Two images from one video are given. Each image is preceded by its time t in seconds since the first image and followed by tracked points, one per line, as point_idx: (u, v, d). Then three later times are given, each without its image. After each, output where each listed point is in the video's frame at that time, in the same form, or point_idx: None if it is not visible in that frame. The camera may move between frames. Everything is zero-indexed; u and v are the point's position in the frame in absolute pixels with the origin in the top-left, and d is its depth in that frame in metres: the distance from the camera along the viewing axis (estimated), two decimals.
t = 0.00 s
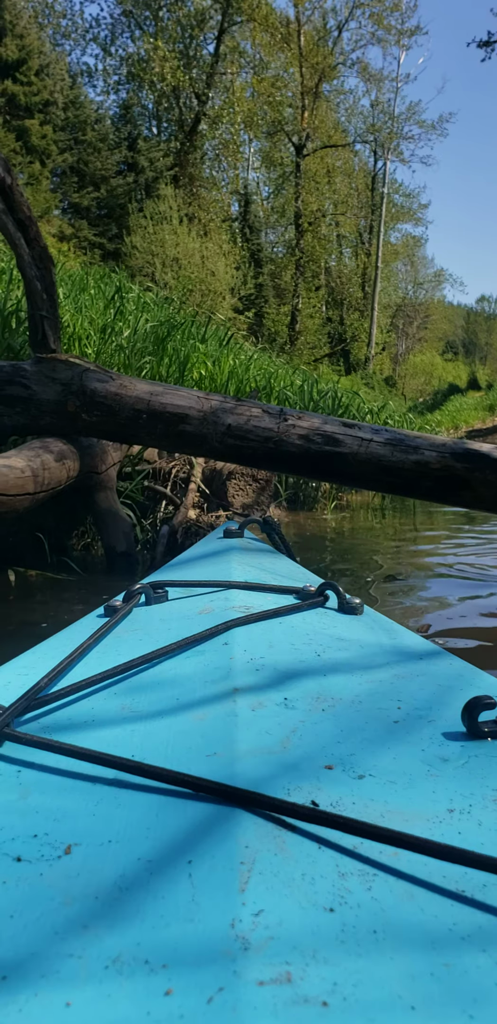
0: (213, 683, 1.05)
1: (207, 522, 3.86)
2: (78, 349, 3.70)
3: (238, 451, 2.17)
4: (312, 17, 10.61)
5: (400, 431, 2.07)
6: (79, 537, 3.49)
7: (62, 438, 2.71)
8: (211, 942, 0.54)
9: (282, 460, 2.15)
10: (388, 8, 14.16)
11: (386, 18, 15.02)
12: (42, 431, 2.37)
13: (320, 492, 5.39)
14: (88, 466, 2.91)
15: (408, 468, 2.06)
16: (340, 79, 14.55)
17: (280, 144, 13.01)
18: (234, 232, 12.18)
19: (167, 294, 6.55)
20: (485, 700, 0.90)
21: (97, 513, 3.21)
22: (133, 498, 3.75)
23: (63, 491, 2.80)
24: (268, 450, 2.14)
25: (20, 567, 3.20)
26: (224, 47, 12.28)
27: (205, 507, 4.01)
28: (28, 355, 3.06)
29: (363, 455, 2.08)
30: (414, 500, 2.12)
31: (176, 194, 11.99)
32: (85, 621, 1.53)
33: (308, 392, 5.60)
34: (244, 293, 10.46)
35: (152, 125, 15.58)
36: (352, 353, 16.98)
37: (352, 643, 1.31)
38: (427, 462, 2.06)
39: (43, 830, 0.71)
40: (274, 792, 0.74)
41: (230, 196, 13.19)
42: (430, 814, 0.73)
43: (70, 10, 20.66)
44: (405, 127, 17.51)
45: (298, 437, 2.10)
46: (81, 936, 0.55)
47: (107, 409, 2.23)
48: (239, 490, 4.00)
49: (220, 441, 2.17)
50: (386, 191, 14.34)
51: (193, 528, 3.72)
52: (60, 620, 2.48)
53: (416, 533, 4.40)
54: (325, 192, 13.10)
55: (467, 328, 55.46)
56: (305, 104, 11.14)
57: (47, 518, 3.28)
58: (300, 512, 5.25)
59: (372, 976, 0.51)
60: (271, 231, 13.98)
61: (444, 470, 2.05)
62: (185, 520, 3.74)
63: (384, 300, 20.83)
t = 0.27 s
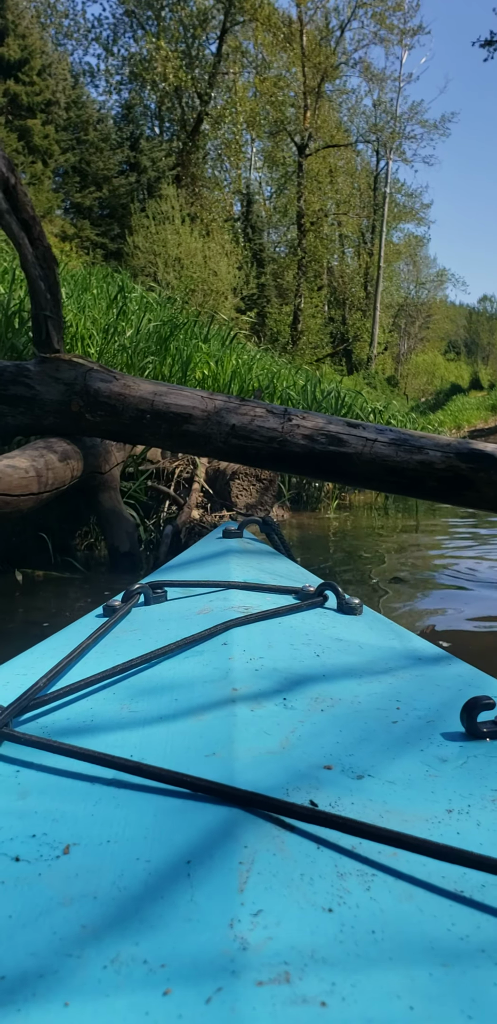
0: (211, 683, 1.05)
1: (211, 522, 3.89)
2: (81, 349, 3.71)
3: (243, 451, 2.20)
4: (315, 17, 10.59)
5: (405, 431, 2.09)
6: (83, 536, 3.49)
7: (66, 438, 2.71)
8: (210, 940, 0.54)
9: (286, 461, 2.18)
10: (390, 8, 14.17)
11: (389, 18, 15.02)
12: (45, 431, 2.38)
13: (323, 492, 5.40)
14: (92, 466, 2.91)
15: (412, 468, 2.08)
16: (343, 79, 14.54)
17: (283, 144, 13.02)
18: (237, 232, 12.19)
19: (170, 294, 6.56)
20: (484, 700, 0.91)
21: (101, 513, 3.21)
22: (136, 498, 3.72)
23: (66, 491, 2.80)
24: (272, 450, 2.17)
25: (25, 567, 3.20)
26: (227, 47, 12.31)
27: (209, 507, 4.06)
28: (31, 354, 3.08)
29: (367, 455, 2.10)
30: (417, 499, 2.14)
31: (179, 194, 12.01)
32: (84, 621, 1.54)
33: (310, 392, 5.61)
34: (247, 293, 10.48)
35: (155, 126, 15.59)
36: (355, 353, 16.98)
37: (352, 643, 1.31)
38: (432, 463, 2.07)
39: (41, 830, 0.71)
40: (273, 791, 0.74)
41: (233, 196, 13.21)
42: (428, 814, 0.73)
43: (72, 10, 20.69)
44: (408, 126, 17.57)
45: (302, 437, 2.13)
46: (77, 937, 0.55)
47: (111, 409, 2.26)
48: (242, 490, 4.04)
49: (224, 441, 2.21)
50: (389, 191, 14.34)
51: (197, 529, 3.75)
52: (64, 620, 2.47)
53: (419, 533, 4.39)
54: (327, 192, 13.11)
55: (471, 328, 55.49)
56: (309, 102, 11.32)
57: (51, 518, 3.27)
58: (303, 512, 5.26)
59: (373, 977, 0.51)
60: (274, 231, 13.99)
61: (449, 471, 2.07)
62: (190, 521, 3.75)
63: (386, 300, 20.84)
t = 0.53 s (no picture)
0: (209, 683, 1.05)
1: (214, 522, 3.96)
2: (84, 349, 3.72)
3: (247, 451, 2.21)
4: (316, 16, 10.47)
5: (410, 431, 2.10)
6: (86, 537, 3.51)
7: (70, 439, 2.72)
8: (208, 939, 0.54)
9: (289, 461, 2.18)
10: (392, 8, 14.14)
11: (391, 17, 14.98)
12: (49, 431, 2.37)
13: (325, 492, 5.43)
14: (96, 466, 2.92)
15: (417, 469, 2.09)
16: (345, 79, 14.51)
17: (284, 144, 13.00)
18: (239, 232, 12.19)
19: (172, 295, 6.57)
20: (481, 701, 0.91)
21: (104, 514, 3.20)
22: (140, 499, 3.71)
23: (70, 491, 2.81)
24: (276, 451, 2.17)
25: (28, 568, 3.23)
26: (229, 47, 12.29)
27: (212, 508, 4.09)
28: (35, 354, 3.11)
29: (372, 455, 2.11)
30: (420, 500, 2.14)
31: (180, 195, 12.01)
32: (82, 620, 1.53)
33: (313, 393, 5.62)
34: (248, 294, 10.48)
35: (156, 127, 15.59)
36: (356, 353, 16.97)
37: (350, 642, 1.32)
38: (437, 463, 2.08)
39: (38, 829, 0.71)
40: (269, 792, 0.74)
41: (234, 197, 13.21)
42: (425, 814, 0.73)
43: (74, 10, 20.71)
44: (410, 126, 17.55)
45: (306, 437, 2.13)
46: (75, 936, 0.55)
47: (114, 409, 2.26)
48: (246, 490, 4.09)
49: (228, 441, 2.21)
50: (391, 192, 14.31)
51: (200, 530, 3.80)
52: (67, 621, 2.48)
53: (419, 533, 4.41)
54: (330, 192, 13.09)
55: (473, 328, 55.57)
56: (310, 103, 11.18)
57: (54, 519, 3.28)
58: (306, 512, 5.30)
59: (375, 980, 0.51)
60: (275, 231, 13.80)
61: (454, 471, 2.07)
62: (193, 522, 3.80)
63: (389, 301, 20.84)
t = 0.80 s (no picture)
0: (207, 683, 1.05)
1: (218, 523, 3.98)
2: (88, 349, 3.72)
3: (251, 451, 2.21)
4: (319, 18, 10.48)
5: (415, 432, 2.11)
6: (90, 538, 3.51)
7: (74, 440, 2.73)
8: (208, 940, 0.54)
9: (295, 461, 2.19)
10: (394, 8, 14.14)
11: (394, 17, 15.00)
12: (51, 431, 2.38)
13: (330, 492, 5.43)
14: (101, 466, 2.93)
15: (423, 468, 2.11)
16: (347, 79, 14.53)
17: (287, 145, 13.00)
18: (241, 232, 12.19)
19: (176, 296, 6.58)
20: (479, 701, 0.90)
21: (109, 514, 3.21)
22: (144, 498, 3.72)
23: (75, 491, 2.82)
24: (281, 451, 2.18)
25: (32, 566, 3.21)
26: (231, 47, 12.31)
27: (217, 507, 4.11)
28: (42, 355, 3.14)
29: (378, 455, 2.12)
30: (424, 499, 2.16)
31: (183, 195, 12.01)
32: (80, 621, 1.53)
33: (317, 392, 5.64)
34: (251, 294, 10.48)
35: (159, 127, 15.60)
36: (358, 353, 17.00)
37: (349, 642, 1.32)
38: (443, 462, 2.10)
39: (36, 830, 0.71)
40: (268, 791, 0.74)
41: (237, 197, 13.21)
42: (424, 814, 0.73)
43: (76, 10, 20.74)
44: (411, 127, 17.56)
45: (312, 437, 2.14)
46: (75, 936, 0.55)
47: (119, 409, 2.25)
48: (250, 490, 4.00)
49: (233, 441, 2.21)
50: (394, 191, 14.33)
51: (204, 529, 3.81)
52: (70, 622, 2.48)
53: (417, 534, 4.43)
54: (332, 192, 13.09)
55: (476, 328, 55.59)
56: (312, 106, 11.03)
57: (58, 519, 3.28)
58: (310, 512, 5.31)
59: (375, 981, 0.50)
60: (278, 231, 13.75)
61: (460, 471, 2.08)
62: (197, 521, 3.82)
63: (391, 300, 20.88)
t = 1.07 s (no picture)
0: (206, 683, 1.05)
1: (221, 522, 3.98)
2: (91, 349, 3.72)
3: (256, 451, 2.21)
4: (321, 18, 10.72)
5: (421, 431, 2.11)
6: (95, 537, 3.51)
7: (79, 440, 2.73)
8: (207, 940, 0.54)
9: (300, 461, 2.19)
10: (396, 8, 14.23)
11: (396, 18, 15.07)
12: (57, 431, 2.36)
13: (333, 492, 5.45)
14: (105, 466, 2.94)
15: (429, 469, 2.11)
16: (349, 79, 14.60)
17: (289, 145, 13.07)
18: (243, 232, 12.24)
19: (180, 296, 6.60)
20: (478, 701, 0.90)
21: (113, 515, 3.20)
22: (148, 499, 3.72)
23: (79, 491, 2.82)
24: (286, 451, 2.18)
25: (36, 566, 3.22)
26: (233, 47, 12.39)
27: (221, 508, 4.17)
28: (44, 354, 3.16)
29: (383, 455, 2.12)
30: (429, 499, 2.16)
31: (185, 195, 12.06)
32: (80, 621, 1.53)
33: (320, 392, 5.66)
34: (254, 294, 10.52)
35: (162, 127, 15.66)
36: (360, 353, 17.04)
37: (349, 642, 1.32)
38: (449, 462, 2.10)
39: (36, 831, 0.71)
40: (269, 792, 0.74)
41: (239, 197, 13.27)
42: (424, 813, 0.73)
43: (79, 11, 20.80)
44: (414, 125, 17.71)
45: (317, 437, 2.14)
46: (75, 936, 0.55)
47: (124, 410, 2.25)
48: (255, 490, 4.10)
49: (238, 441, 2.21)
50: (396, 191, 14.39)
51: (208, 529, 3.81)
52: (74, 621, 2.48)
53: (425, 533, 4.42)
54: (334, 192, 13.17)
55: (477, 329, 55.64)
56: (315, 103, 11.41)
57: (63, 519, 3.29)
58: (313, 511, 5.32)
59: (372, 982, 0.50)
60: (280, 231, 13.81)
61: (466, 471, 2.09)
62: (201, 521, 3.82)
63: (393, 301, 20.93)
